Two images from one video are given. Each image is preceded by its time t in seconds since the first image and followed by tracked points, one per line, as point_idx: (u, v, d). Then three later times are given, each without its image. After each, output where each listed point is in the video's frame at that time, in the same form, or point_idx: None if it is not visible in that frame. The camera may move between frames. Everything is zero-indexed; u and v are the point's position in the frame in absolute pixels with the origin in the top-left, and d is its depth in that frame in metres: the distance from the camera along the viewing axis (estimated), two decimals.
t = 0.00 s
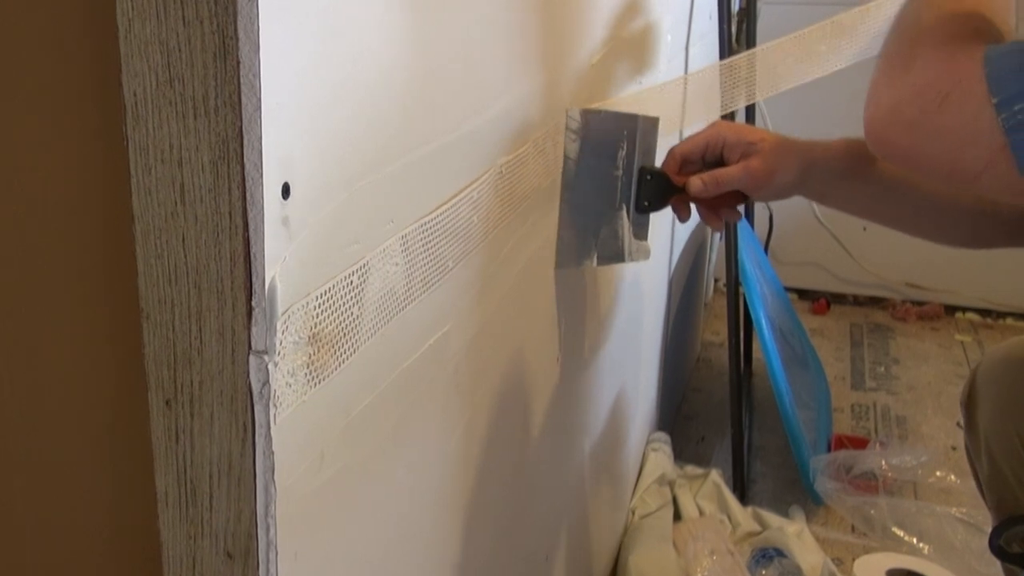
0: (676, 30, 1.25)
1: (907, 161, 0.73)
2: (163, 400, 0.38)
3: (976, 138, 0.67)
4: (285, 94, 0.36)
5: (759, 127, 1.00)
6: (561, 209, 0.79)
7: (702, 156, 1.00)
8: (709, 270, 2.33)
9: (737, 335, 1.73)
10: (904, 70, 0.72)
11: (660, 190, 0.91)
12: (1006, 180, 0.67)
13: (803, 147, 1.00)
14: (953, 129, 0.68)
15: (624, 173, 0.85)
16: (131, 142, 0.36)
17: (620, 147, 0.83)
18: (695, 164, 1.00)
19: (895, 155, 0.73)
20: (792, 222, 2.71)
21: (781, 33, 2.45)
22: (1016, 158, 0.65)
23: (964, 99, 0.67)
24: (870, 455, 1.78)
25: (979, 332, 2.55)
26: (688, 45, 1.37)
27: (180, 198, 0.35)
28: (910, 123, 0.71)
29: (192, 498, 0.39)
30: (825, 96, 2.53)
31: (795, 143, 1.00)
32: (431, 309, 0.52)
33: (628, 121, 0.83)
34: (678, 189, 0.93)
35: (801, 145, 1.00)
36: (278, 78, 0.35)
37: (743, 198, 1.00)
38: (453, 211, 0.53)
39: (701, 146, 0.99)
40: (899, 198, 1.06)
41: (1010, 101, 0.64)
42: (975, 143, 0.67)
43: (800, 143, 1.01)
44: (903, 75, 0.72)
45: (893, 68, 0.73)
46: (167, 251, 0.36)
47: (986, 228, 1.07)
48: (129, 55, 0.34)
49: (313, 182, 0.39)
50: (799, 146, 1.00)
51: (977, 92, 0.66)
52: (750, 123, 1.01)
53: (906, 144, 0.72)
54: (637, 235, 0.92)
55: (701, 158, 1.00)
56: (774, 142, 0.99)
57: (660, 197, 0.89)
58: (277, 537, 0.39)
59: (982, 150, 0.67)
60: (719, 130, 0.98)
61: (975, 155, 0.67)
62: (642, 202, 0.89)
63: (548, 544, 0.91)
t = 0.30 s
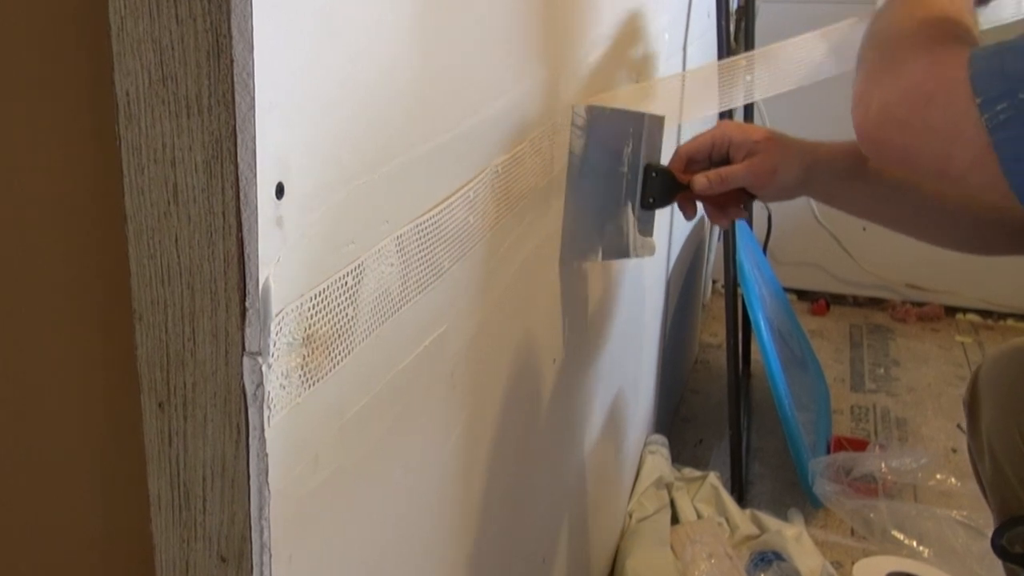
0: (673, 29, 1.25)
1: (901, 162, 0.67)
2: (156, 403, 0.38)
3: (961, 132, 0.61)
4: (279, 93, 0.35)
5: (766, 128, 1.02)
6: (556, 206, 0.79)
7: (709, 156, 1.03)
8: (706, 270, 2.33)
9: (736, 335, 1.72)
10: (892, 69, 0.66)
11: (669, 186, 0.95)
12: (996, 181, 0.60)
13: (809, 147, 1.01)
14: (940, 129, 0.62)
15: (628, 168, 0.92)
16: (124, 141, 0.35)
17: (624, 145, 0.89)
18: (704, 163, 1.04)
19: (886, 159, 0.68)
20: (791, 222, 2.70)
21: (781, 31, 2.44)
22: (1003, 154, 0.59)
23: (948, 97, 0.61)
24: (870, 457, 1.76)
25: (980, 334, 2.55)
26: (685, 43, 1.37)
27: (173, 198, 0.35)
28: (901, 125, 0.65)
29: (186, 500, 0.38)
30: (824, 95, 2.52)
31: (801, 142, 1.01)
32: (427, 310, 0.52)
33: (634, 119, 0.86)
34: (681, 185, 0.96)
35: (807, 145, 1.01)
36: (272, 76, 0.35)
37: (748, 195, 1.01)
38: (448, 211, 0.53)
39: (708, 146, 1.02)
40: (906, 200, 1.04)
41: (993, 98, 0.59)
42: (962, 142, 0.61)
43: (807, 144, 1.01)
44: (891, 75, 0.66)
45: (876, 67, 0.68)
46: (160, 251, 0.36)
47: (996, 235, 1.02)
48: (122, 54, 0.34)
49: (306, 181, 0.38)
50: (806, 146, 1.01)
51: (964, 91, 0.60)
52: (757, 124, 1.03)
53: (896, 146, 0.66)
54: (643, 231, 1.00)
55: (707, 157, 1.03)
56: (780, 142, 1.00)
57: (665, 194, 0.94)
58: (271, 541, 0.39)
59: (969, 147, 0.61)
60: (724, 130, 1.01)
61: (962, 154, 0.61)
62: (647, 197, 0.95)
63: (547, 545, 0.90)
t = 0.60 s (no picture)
0: (671, 27, 1.25)
1: (892, 162, 0.66)
2: (148, 405, 0.38)
3: (951, 132, 0.60)
4: (273, 92, 0.35)
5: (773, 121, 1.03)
6: (553, 207, 0.79)
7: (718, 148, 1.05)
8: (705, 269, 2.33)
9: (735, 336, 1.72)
10: (885, 70, 0.66)
11: (675, 176, 0.96)
12: (984, 178, 0.60)
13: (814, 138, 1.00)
14: (931, 128, 0.61)
15: (634, 158, 0.92)
16: (116, 141, 0.35)
17: (630, 135, 0.90)
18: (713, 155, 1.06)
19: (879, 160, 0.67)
20: (790, 221, 2.70)
21: (780, 29, 2.44)
22: (991, 153, 0.58)
23: (938, 96, 0.61)
24: (869, 460, 1.75)
25: (981, 335, 2.54)
26: (683, 42, 1.36)
27: (166, 198, 0.34)
28: (891, 126, 0.64)
29: (179, 504, 0.38)
30: (824, 94, 2.52)
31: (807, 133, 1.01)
32: (423, 311, 0.52)
33: (640, 109, 0.87)
34: (687, 176, 0.98)
35: (812, 136, 1.00)
36: (265, 75, 0.34)
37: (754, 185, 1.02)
38: (444, 212, 0.53)
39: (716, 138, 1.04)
40: (912, 198, 1.02)
41: (981, 97, 0.58)
42: (951, 139, 0.60)
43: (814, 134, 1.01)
44: (882, 75, 0.66)
45: (869, 68, 0.68)
46: (153, 252, 0.35)
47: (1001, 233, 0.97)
48: (114, 52, 0.33)
49: (301, 181, 0.38)
50: (812, 136, 1.00)
51: (953, 90, 0.60)
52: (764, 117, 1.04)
53: (889, 147, 0.65)
54: (649, 221, 0.99)
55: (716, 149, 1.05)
56: (785, 132, 1.01)
57: (669, 184, 0.95)
58: (265, 544, 0.38)
59: (959, 145, 0.60)
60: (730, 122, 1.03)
61: (952, 152, 0.61)
62: (652, 187, 0.95)
63: (547, 547, 0.91)
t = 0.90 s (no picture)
0: (669, 24, 1.24)
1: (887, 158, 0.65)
2: (142, 407, 0.37)
3: (942, 128, 0.60)
4: (267, 91, 0.35)
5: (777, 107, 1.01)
6: (550, 208, 0.79)
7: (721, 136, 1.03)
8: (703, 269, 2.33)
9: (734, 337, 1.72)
10: (878, 69, 0.66)
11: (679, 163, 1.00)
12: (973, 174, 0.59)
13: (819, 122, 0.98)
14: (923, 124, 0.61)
15: (641, 147, 0.98)
16: (109, 140, 0.34)
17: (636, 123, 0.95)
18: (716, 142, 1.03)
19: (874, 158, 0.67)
20: (789, 221, 2.69)
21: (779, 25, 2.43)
22: (981, 150, 0.58)
23: (930, 92, 0.61)
24: (869, 462, 1.75)
25: (981, 336, 2.54)
26: (682, 40, 1.36)
27: (160, 198, 0.34)
28: (885, 122, 0.64)
29: (173, 506, 0.38)
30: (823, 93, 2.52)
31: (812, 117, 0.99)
32: (419, 311, 0.51)
33: (645, 98, 0.94)
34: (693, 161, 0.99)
35: (818, 120, 0.99)
36: (259, 74, 0.34)
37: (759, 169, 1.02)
38: (440, 212, 0.52)
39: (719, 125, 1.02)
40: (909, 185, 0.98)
41: (970, 94, 0.58)
42: (943, 134, 0.60)
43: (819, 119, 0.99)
44: (875, 74, 0.66)
45: (864, 69, 0.67)
46: (146, 253, 0.35)
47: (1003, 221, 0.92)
48: (106, 51, 0.33)
49: (295, 181, 0.37)
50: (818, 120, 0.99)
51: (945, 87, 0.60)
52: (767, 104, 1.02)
53: (883, 143, 0.65)
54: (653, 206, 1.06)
55: (719, 136, 1.03)
56: (789, 117, 0.99)
57: (675, 169, 0.98)
58: (259, 547, 0.38)
59: (949, 141, 0.60)
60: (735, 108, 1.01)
61: (943, 147, 0.60)
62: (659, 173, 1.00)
63: (544, 548, 0.91)
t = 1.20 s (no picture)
0: (667, 22, 1.24)
1: (882, 148, 0.65)
2: (135, 408, 0.37)
3: (937, 120, 0.59)
4: (261, 90, 0.34)
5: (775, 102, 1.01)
6: (548, 207, 0.78)
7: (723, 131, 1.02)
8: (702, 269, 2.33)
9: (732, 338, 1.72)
10: (872, 61, 0.65)
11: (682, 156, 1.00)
12: (966, 166, 0.59)
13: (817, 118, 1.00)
14: (918, 116, 0.61)
15: (645, 142, 0.95)
16: (102, 139, 0.34)
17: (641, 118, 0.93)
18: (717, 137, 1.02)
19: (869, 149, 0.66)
20: (789, 221, 2.69)
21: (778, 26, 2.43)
22: (975, 139, 0.58)
23: (925, 84, 0.60)
24: (869, 465, 1.75)
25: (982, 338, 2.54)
26: (679, 37, 1.36)
27: (153, 198, 0.34)
28: (880, 113, 0.63)
29: (166, 508, 0.38)
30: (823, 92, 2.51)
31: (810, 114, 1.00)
32: (415, 312, 0.51)
33: (649, 94, 0.92)
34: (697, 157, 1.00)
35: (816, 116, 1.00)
36: (254, 73, 0.34)
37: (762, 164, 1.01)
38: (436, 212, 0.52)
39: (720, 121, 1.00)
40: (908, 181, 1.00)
41: (965, 84, 0.58)
42: (937, 124, 0.59)
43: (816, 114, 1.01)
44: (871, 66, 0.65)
45: (859, 61, 0.67)
46: (140, 253, 0.34)
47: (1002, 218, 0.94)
48: (99, 49, 0.33)
49: (290, 180, 0.37)
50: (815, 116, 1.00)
51: (940, 78, 0.59)
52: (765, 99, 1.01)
53: (881, 136, 0.64)
54: (659, 199, 1.03)
55: (722, 132, 1.02)
56: (789, 113, 0.99)
57: (679, 165, 0.99)
58: (253, 550, 0.37)
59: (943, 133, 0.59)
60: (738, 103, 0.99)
61: (938, 138, 0.60)
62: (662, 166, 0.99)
63: (543, 548, 0.91)
